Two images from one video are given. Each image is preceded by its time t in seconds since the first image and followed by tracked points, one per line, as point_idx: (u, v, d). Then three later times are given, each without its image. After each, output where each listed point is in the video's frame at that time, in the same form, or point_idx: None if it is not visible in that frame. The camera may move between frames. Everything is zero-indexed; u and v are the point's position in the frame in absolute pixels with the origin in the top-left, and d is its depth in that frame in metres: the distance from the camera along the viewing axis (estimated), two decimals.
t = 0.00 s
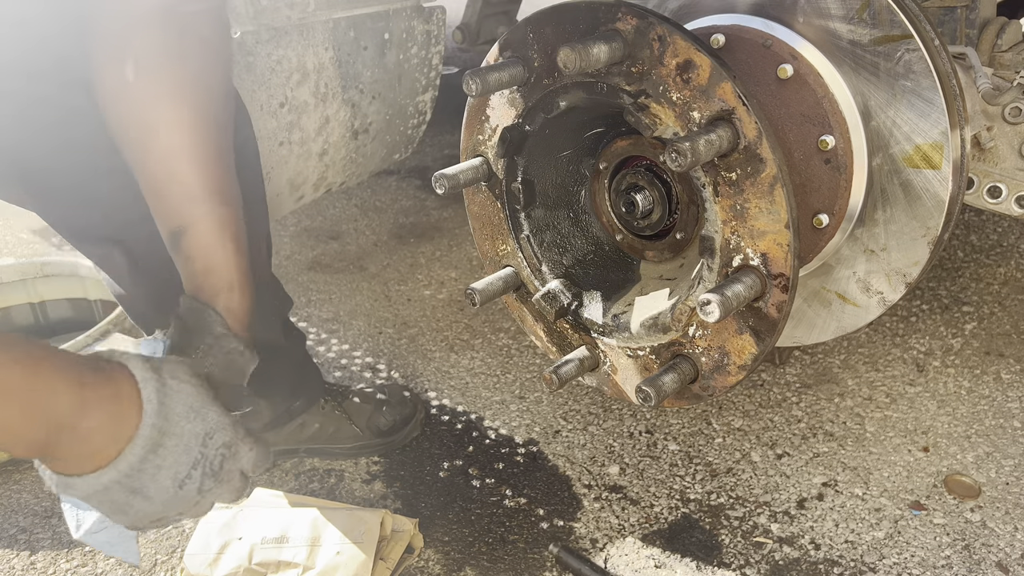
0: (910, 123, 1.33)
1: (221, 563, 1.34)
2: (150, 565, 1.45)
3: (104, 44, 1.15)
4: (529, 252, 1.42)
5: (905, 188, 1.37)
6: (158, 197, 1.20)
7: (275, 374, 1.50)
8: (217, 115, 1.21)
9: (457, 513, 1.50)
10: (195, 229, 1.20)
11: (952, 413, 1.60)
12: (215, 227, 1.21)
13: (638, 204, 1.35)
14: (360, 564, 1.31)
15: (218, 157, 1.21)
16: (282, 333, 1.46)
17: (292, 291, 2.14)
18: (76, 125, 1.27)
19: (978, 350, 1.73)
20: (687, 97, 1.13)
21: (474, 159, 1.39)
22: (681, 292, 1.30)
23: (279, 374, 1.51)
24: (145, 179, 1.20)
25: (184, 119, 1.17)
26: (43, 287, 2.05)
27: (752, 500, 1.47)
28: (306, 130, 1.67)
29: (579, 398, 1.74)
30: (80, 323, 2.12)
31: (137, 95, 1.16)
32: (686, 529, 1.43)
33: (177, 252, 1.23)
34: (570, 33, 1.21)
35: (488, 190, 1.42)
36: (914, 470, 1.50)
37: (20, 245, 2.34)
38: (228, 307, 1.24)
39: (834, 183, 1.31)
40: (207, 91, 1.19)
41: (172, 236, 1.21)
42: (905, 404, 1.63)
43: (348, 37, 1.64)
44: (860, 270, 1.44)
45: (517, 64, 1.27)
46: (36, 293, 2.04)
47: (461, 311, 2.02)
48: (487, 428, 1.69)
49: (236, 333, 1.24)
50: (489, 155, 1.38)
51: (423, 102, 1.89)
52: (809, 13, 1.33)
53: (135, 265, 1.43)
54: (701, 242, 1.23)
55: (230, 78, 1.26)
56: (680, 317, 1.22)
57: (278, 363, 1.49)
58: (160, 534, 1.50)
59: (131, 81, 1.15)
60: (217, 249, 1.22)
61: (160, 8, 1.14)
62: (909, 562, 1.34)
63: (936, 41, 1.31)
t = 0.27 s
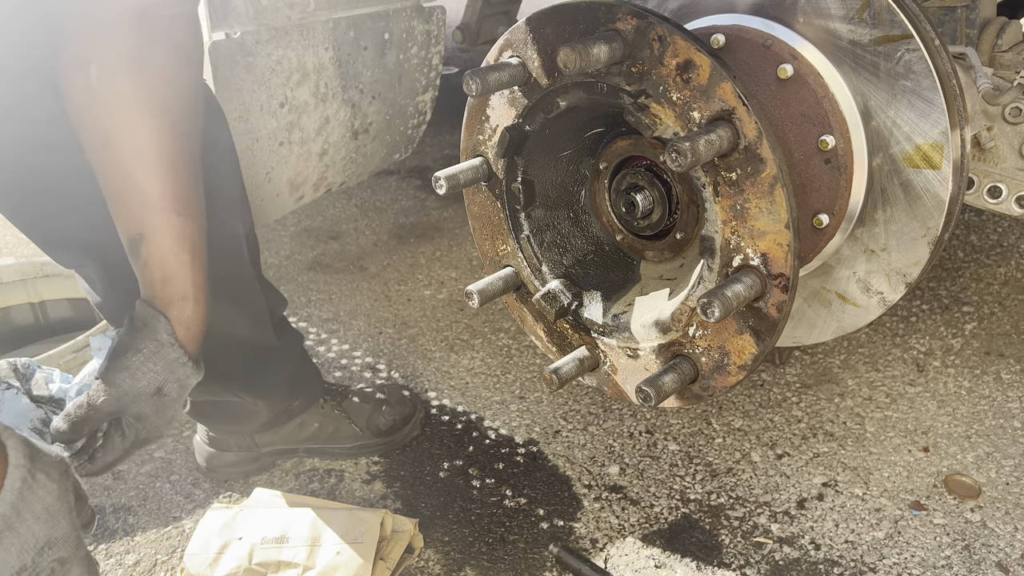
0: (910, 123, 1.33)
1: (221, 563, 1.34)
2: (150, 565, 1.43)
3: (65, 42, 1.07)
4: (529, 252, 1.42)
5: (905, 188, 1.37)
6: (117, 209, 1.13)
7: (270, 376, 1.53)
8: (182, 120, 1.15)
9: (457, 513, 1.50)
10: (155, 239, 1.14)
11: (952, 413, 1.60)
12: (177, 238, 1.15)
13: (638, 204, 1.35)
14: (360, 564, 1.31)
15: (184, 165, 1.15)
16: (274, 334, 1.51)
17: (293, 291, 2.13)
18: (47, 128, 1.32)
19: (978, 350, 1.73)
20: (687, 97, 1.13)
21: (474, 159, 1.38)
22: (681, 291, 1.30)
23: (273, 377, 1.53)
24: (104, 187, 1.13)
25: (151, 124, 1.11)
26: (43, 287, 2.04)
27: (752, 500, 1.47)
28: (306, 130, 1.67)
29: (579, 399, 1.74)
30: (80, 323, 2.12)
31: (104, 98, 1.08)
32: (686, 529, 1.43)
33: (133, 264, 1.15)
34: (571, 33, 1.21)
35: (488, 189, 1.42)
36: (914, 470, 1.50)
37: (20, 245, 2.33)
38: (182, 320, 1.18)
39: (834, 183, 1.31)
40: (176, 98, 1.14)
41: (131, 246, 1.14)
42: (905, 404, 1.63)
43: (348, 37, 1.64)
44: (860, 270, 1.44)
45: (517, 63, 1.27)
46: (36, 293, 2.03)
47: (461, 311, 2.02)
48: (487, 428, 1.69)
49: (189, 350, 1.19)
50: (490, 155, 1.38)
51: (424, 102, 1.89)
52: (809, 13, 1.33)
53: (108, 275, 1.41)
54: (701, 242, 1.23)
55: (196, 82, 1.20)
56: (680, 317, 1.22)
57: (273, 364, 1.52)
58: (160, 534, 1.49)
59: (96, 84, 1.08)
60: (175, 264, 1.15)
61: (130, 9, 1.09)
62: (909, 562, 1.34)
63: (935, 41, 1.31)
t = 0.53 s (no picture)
0: (910, 123, 1.33)
1: (221, 563, 1.34)
2: (150, 565, 1.43)
3: (51, 50, 1.10)
4: (529, 252, 1.42)
5: (905, 188, 1.37)
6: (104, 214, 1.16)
7: (266, 375, 1.53)
8: (168, 124, 1.17)
9: (457, 513, 1.50)
10: (142, 243, 1.17)
11: (952, 413, 1.60)
12: (163, 242, 1.18)
13: (638, 204, 1.35)
14: (360, 564, 1.31)
15: (171, 168, 1.18)
16: (268, 332, 1.50)
17: (293, 291, 2.13)
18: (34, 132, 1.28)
19: (978, 350, 1.73)
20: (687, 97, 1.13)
21: (474, 159, 1.38)
22: (681, 292, 1.30)
23: (269, 375, 1.53)
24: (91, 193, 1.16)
25: (135, 129, 1.14)
26: (43, 287, 2.05)
27: (752, 500, 1.47)
28: (306, 130, 1.67)
29: (579, 399, 1.74)
30: (80, 323, 2.12)
31: (89, 104, 1.11)
32: (686, 529, 1.43)
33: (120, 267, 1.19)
34: (571, 33, 1.21)
35: (487, 190, 1.42)
36: (914, 470, 1.50)
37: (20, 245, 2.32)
38: (168, 322, 1.21)
39: (834, 183, 1.31)
40: (161, 102, 1.16)
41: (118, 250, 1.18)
42: (905, 404, 1.63)
43: (348, 37, 1.64)
44: (860, 270, 1.44)
45: (517, 63, 1.27)
46: (36, 293, 2.04)
47: (461, 312, 2.02)
48: (487, 428, 1.69)
49: (179, 352, 1.23)
50: (490, 155, 1.38)
51: (423, 102, 1.89)
52: (809, 13, 1.33)
53: (91, 278, 1.40)
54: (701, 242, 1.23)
55: (184, 86, 1.22)
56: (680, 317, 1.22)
57: (269, 362, 1.52)
58: (160, 534, 1.49)
59: (81, 89, 1.11)
60: (161, 267, 1.19)
61: (113, 15, 1.11)
62: (909, 562, 1.34)
63: (936, 41, 1.31)
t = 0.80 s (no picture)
0: (910, 123, 1.33)
1: (221, 563, 1.34)
2: (151, 565, 1.43)
3: (43, 57, 1.10)
4: (530, 252, 1.42)
5: (905, 188, 1.37)
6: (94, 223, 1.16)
7: (267, 375, 1.53)
8: (159, 134, 1.17)
9: (457, 513, 1.50)
10: (132, 253, 1.17)
11: (952, 413, 1.60)
12: (153, 253, 1.18)
13: (638, 205, 1.35)
14: (359, 564, 1.31)
15: (162, 179, 1.18)
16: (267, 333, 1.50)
17: (293, 291, 2.13)
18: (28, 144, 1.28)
19: (978, 350, 1.73)
20: (687, 96, 1.13)
21: (473, 159, 1.38)
22: (681, 292, 1.30)
23: (270, 376, 1.53)
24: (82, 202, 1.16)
25: (126, 139, 1.14)
26: (43, 287, 2.04)
27: (752, 500, 1.47)
28: (306, 130, 1.67)
29: (579, 399, 1.74)
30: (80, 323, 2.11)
31: (80, 112, 1.11)
32: (686, 529, 1.43)
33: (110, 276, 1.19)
34: (571, 33, 1.21)
35: (487, 190, 1.42)
36: (914, 470, 1.50)
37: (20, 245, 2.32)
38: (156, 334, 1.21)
39: (834, 183, 1.31)
40: (152, 111, 1.16)
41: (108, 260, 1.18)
42: (905, 404, 1.64)
43: (348, 37, 1.64)
44: (860, 270, 1.44)
45: (517, 63, 1.27)
46: (36, 292, 2.03)
47: (461, 312, 2.02)
48: (487, 428, 1.69)
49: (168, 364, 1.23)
50: (490, 155, 1.38)
51: (423, 102, 1.89)
52: (809, 13, 1.33)
53: (84, 281, 1.40)
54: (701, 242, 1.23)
55: (177, 94, 1.22)
56: (680, 317, 1.22)
57: (269, 363, 1.52)
58: (160, 534, 1.49)
59: (71, 98, 1.11)
60: (152, 278, 1.19)
61: (106, 24, 1.11)
62: (909, 562, 1.34)
63: (936, 41, 1.31)
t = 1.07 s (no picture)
0: (910, 123, 1.33)
1: (221, 563, 1.34)
2: (151, 565, 1.43)
3: (44, 60, 1.10)
4: (529, 252, 1.42)
5: (905, 188, 1.37)
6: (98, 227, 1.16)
7: (267, 376, 1.53)
8: (161, 138, 1.17)
9: (457, 513, 1.50)
10: (135, 256, 1.17)
11: (952, 413, 1.60)
12: (156, 256, 1.18)
13: (638, 205, 1.35)
14: (359, 564, 1.31)
15: (164, 183, 1.18)
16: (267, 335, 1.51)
17: (293, 291, 2.13)
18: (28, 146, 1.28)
19: (978, 350, 1.73)
20: (687, 96, 1.13)
21: (473, 159, 1.38)
22: (681, 292, 1.30)
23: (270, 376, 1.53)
24: (85, 206, 1.15)
25: (129, 142, 1.13)
26: (44, 287, 2.04)
27: (752, 500, 1.47)
28: (306, 130, 1.67)
29: (579, 399, 1.74)
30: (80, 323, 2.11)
31: (82, 116, 1.11)
32: (686, 529, 1.43)
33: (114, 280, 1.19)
34: (571, 33, 1.21)
35: (487, 190, 1.42)
36: (914, 470, 1.50)
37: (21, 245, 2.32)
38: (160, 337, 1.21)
39: (834, 183, 1.31)
40: (154, 114, 1.16)
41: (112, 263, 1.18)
42: (905, 404, 1.64)
43: (349, 37, 1.64)
44: (860, 270, 1.44)
45: (517, 63, 1.27)
46: (36, 292, 2.03)
47: (461, 311, 2.02)
48: (487, 428, 1.69)
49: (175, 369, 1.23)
50: (490, 155, 1.38)
51: (423, 102, 1.89)
52: (809, 13, 1.33)
53: (84, 284, 1.40)
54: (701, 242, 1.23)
55: (178, 97, 1.22)
56: (680, 317, 1.22)
57: (269, 365, 1.52)
58: (160, 534, 1.49)
59: (73, 102, 1.10)
60: (155, 282, 1.18)
61: (106, 27, 1.11)
62: (909, 562, 1.34)
63: (936, 41, 1.31)
